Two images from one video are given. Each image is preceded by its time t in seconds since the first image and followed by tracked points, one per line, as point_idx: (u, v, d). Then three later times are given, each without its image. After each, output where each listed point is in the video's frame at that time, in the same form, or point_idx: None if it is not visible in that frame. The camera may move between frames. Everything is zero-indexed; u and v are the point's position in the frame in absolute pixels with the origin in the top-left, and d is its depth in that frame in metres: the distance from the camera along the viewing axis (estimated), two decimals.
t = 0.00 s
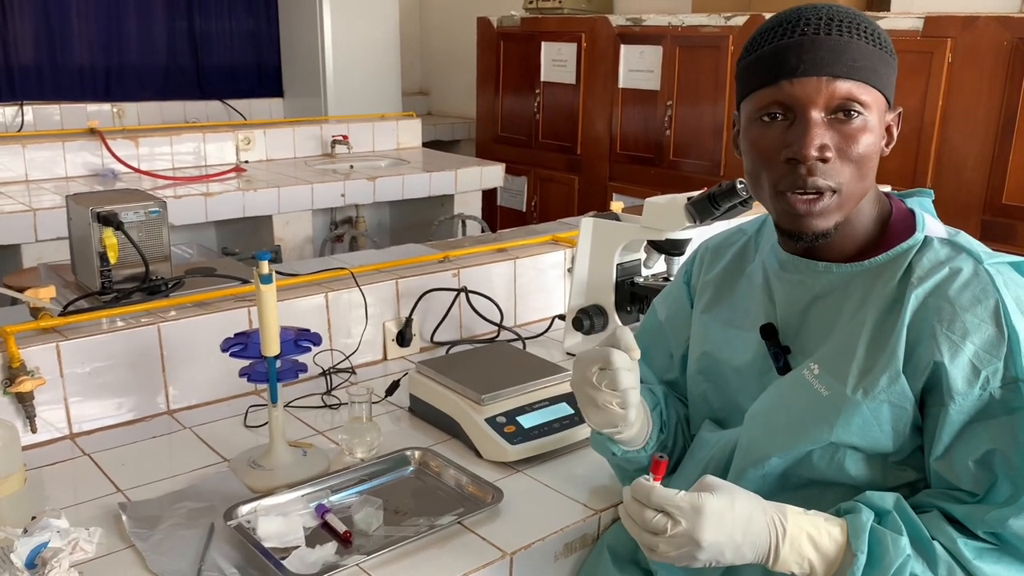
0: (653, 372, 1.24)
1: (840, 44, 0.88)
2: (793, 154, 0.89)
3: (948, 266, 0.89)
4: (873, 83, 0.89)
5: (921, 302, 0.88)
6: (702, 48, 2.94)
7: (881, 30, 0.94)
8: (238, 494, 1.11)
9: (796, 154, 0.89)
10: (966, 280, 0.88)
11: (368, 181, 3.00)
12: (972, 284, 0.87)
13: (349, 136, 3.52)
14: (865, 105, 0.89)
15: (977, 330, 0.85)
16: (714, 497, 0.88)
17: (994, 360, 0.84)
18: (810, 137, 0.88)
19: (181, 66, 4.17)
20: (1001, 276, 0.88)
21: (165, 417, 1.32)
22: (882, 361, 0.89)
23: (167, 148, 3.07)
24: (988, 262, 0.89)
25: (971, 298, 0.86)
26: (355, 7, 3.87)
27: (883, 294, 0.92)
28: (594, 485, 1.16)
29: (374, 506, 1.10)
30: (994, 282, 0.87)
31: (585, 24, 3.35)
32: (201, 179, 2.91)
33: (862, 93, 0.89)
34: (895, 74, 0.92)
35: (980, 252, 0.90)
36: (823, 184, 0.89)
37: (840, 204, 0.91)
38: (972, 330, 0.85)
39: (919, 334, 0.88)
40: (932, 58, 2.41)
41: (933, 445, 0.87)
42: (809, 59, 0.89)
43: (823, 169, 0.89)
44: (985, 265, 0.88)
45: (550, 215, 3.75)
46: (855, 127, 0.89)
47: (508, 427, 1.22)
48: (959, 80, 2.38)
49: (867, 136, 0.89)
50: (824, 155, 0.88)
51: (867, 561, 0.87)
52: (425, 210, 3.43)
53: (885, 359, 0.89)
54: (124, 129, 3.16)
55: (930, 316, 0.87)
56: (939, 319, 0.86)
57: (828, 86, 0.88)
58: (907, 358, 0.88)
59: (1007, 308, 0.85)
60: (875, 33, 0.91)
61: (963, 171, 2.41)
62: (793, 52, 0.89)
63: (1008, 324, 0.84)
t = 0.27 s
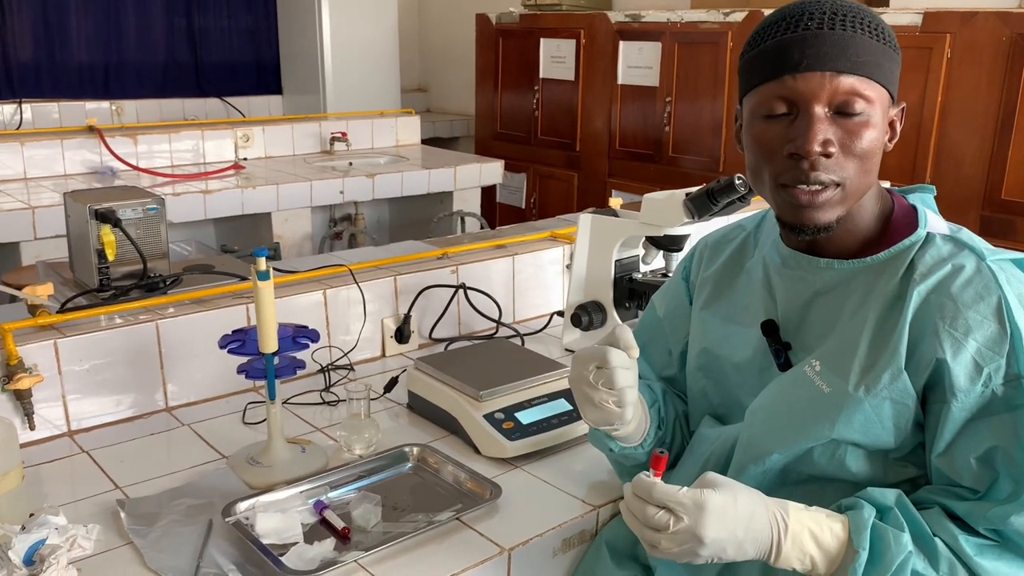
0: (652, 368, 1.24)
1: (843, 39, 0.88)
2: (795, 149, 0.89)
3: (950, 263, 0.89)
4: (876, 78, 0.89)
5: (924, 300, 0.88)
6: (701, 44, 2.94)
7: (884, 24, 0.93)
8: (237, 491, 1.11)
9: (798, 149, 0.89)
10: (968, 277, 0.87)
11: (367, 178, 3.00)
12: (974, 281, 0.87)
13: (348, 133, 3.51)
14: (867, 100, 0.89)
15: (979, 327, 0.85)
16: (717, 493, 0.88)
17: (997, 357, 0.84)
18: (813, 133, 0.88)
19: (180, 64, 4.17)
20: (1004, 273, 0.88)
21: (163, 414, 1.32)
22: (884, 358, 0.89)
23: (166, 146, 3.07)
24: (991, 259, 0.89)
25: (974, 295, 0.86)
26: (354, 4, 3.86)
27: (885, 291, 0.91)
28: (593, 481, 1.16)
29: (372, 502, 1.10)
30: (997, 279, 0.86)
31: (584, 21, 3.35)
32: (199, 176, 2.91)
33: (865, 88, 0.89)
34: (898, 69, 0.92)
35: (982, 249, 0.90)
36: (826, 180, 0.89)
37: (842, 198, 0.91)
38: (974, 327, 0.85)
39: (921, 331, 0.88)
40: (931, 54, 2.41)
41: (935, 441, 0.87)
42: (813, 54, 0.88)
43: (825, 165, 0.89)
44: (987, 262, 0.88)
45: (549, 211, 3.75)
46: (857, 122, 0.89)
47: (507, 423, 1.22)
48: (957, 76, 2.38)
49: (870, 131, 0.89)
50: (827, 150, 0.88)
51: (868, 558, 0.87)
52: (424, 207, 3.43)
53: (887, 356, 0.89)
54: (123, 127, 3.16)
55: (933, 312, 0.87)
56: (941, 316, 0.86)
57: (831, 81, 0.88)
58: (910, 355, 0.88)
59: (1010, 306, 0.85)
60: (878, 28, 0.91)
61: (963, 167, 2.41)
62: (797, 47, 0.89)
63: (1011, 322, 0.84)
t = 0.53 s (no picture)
0: (652, 366, 1.24)
1: (835, 43, 0.86)
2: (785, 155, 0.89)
3: (956, 262, 0.89)
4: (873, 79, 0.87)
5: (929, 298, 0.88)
6: (700, 41, 2.93)
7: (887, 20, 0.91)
8: (235, 489, 1.11)
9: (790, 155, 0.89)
10: (974, 275, 0.87)
11: (366, 176, 3.00)
12: (981, 280, 0.87)
13: (348, 132, 3.51)
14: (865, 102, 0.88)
15: (985, 326, 0.85)
16: (721, 492, 0.88)
17: (1002, 357, 0.84)
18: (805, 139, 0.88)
19: (179, 63, 4.16)
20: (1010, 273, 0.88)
21: (162, 412, 1.32)
22: (889, 356, 0.89)
23: (165, 145, 3.07)
24: (996, 258, 0.88)
25: (980, 294, 0.86)
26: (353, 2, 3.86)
27: (890, 289, 0.91)
28: (592, 478, 1.16)
29: (371, 500, 1.10)
30: (1003, 278, 0.86)
31: (583, 19, 3.34)
32: (199, 175, 2.91)
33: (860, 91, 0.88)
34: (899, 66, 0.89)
35: (988, 248, 0.90)
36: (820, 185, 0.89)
37: (834, 203, 0.91)
38: (980, 326, 0.85)
39: (926, 330, 0.88)
40: (930, 51, 2.41)
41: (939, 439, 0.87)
42: (803, 61, 0.87)
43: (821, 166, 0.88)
44: (993, 261, 0.88)
45: (548, 209, 3.75)
46: (853, 126, 0.88)
47: (506, 421, 1.22)
48: (957, 72, 2.38)
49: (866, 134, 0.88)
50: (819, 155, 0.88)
51: (872, 557, 0.87)
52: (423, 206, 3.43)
53: (893, 355, 0.89)
54: (122, 125, 3.16)
55: (939, 311, 0.87)
56: (947, 315, 0.86)
57: (823, 87, 0.87)
58: (915, 353, 0.88)
59: (1016, 305, 0.85)
60: (877, 27, 0.89)
61: (962, 164, 2.41)
62: (788, 55, 0.88)
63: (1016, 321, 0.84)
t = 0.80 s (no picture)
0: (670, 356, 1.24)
1: (761, 98, 0.84)
2: (738, 209, 0.91)
3: (976, 268, 0.89)
4: (814, 115, 0.84)
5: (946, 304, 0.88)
6: (699, 40, 2.93)
7: (834, 32, 0.85)
8: (236, 489, 1.11)
9: (743, 212, 0.90)
10: (994, 283, 0.87)
11: (366, 175, 3.00)
12: (1000, 288, 0.87)
13: (347, 131, 3.51)
14: (809, 139, 0.86)
15: (1003, 336, 0.85)
16: (728, 492, 0.89)
17: (1019, 367, 0.84)
18: (752, 194, 0.88)
19: (178, 62, 4.16)
20: None
21: (162, 412, 1.32)
22: (903, 360, 0.89)
23: (165, 144, 3.07)
24: (1018, 267, 0.88)
25: (998, 303, 0.86)
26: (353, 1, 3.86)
27: (908, 292, 0.91)
28: (593, 477, 1.16)
29: (371, 499, 1.10)
30: None
31: (582, 18, 3.34)
32: (199, 174, 2.91)
33: (798, 132, 0.86)
34: (853, 83, 0.84)
35: (1010, 254, 0.90)
36: (783, 228, 0.91)
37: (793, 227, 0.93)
38: (997, 335, 0.85)
39: (943, 336, 0.88)
40: (930, 50, 2.41)
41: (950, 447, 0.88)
42: (735, 125, 0.86)
43: (776, 213, 0.89)
44: (1015, 269, 0.87)
45: (548, 208, 3.74)
46: (799, 166, 0.87)
47: (507, 419, 1.22)
48: (957, 71, 2.38)
49: (816, 167, 0.87)
50: (772, 206, 0.88)
51: (879, 561, 0.87)
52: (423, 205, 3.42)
53: (907, 359, 0.89)
54: (122, 125, 3.16)
55: (957, 317, 0.87)
56: (965, 322, 0.86)
57: (758, 140, 0.86)
58: (930, 359, 0.88)
59: None
60: (815, 53, 0.84)
61: (962, 163, 2.42)
62: (722, 119, 0.87)
63: None
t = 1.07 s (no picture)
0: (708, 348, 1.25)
1: (765, 87, 0.85)
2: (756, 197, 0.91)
3: (961, 261, 0.87)
4: (818, 104, 0.84)
5: (926, 295, 0.87)
6: (699, 40, 2.93)
7: (840, 21, 0.84)
8: (237, 488, 1.11)
9: (759, 199, 0.91)
10: (975, 275, 0.85)
11: (366, 175, 3.00)
12: (982, 281, 0.85)
13: (347, 131, 3.51)
14: (816, 127, 0.85)
15: (976, 328, 0.83)
16: (690, 465, 0.93)
17: (992, 360, 0.82)
18: (764, 181, 0.89)
19: (179, 62, 4.17)
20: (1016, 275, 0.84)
21: (163, 411, 1.32)
22: (884, 350, 0.89)
23: (165, 144, 3.07)
24: (1005, 260, 0.85)
25: (977, 295, 0.84)
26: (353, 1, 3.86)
27: (895, 284, 0.91)
28: (592, 476, 1.16)
29: (372, 498, 1.10)
30: (1005, 280, 0.83)
31: (582, 18, 3.34)
32: (199, 174, 2.91)
33: (804, 119, 0.85)
34: (859, 72, 0.83)
35: (1001, 246, 0.87)
36: (797, 215, 0.91)
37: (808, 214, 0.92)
38: (971, 328, 0.83)
39: (921, 327, 0.87)
40: (929, 50, 2.42)
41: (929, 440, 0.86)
42: (744, 113, 0.87)
43: (787, 200, 0.89)
44: (999, 262, 0.85)
45: (548, 208, 3.74)
46: (807, 154, 0.86)
47: (507, 419, 1.22)
48: (956, 71, 2.38)
49: (824, 154, 0.86)
50: (782, 194, 0.89)
51: (847, 549, 0.86)
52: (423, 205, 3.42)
53: (887, 349, 0.89)
54: (122, 125, 3.16)
55: (934, 309, 0.86)
56: (941, 315, 0.85)
57: (766, 127, 0.86)
58: (907, 350, 0.87)
59: (1014, 307, 0.82)
60: (819, 42, 0.83)
61: (962, 163, 2.42)
62: (732, 107, 0.88)
63: (1009, 324, 0.82)
